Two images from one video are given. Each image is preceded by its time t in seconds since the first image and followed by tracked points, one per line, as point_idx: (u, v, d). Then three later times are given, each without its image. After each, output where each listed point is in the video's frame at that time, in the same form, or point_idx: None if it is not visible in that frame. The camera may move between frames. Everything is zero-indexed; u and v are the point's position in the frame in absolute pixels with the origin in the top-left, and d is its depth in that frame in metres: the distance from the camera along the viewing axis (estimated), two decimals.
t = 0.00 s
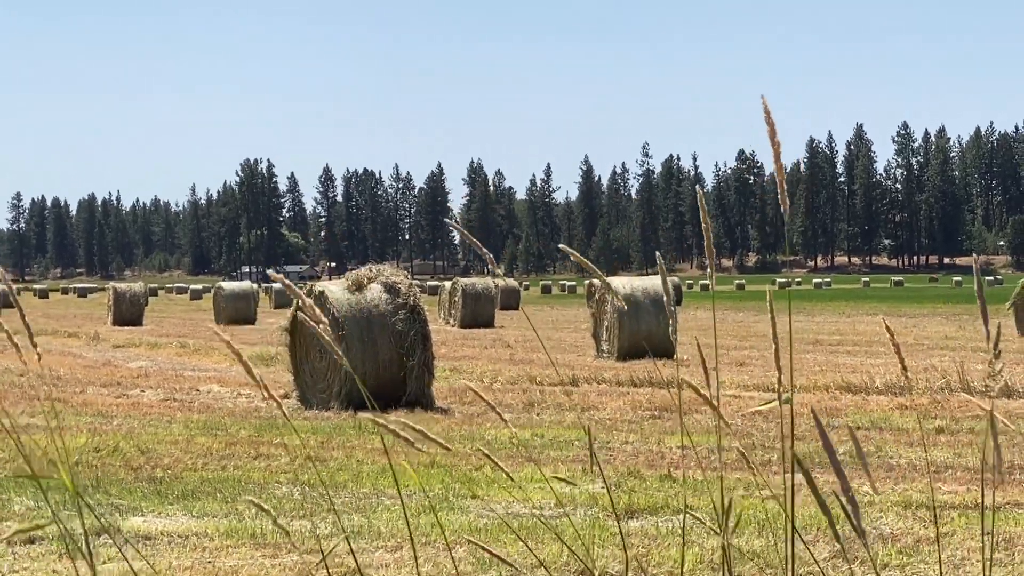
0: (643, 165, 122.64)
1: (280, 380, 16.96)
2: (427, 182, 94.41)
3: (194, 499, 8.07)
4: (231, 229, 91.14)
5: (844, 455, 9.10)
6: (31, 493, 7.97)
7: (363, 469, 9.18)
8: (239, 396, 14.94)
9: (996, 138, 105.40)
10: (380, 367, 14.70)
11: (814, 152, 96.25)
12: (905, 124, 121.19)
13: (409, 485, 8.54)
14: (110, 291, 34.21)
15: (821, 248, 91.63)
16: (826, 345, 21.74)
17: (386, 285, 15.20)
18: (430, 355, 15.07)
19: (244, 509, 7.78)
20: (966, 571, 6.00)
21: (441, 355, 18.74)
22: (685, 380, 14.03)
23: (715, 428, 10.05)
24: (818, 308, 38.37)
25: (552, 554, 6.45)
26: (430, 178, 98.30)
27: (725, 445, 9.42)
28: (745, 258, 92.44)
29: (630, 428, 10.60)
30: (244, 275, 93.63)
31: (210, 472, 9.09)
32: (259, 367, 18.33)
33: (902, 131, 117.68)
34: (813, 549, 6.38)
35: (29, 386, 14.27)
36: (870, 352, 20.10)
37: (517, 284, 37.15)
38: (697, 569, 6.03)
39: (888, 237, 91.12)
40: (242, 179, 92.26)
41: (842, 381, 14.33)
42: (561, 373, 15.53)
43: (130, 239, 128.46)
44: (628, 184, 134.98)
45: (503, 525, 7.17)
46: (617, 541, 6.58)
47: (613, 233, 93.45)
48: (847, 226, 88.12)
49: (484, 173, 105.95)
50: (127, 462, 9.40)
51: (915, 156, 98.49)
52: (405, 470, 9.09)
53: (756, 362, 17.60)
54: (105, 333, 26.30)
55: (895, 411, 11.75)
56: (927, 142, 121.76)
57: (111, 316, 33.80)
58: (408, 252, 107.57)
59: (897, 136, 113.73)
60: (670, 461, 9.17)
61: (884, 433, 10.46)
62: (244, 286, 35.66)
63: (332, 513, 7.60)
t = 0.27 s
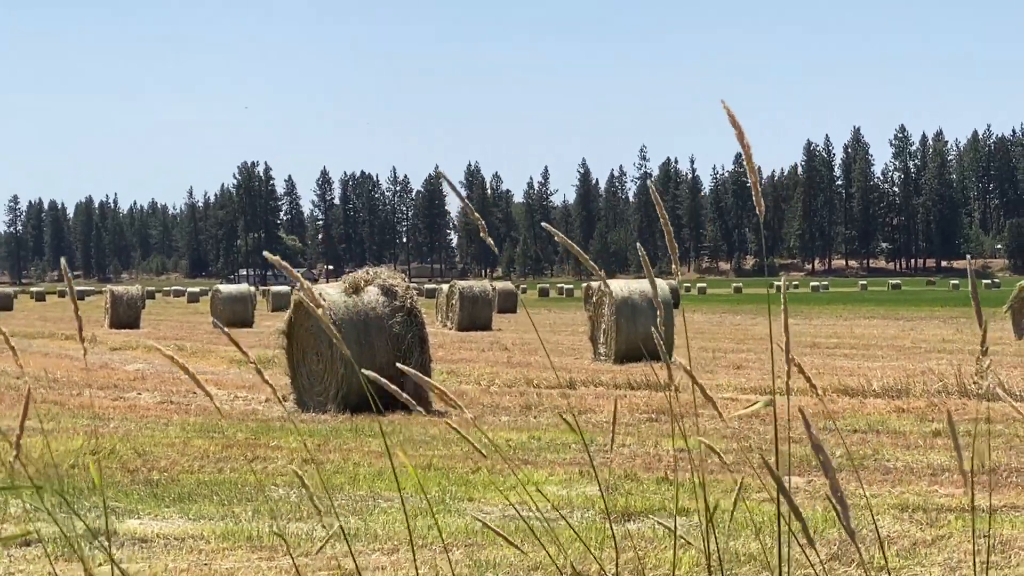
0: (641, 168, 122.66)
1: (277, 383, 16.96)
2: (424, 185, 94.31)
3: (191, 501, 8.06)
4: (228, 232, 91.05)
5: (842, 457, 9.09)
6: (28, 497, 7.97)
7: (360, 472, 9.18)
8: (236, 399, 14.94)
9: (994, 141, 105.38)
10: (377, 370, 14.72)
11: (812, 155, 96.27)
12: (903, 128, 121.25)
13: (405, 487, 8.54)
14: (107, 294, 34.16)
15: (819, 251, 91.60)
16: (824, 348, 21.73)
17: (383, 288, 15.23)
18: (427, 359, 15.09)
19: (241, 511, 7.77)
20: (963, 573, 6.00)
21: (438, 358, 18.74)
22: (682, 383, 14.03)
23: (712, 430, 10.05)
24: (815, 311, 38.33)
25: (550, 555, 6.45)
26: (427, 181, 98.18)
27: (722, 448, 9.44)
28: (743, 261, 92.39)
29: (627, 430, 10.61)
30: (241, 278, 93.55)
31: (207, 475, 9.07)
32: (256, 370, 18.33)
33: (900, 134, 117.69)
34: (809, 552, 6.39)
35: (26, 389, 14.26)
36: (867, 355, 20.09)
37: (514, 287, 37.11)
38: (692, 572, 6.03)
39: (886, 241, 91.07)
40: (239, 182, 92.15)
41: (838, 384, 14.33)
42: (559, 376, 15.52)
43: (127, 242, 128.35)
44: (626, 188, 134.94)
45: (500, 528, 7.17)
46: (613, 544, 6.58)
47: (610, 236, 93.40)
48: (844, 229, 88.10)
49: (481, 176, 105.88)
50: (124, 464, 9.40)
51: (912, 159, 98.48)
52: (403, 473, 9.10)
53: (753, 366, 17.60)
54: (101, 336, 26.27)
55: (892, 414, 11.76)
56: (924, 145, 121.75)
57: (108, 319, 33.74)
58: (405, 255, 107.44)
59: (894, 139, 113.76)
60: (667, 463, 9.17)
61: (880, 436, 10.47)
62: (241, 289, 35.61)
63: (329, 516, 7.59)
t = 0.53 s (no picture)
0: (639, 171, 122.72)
1: (274, 385, 16.95)
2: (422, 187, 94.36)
3: (188, 504, 8.05)
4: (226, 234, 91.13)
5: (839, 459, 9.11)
6: (25, 499, 7.97)
7: (358, 474, 9.18)
8: (234, 402, 14.93)
9: (991, 144, 105.51)
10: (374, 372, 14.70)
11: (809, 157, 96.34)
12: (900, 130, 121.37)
13: (403, 490, 8.54)
14: (105, 296, 34.16)
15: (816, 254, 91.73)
16: (822, 350, 21.73)
17: (381, 290, 15.22)
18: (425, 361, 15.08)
19: (237, 514, 7.77)
20: None
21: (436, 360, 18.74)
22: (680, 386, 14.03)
23: (710, 433, 10.06)
24: (814, 313, 38.32)
25: (547, 558, 6.45)
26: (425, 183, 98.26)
27: (720, 451, 9.43)
28: (740, 264, 92.48)
29: (624, 433, 10.61)
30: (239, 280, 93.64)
31: (204, 477, 9.07)
32: (254, 372, 18.32)
33: (898, 136, 117.79)
34: (807, 554, 6.40)
35: (23, 391, 14.26)
36: (865, 358, 20.09)
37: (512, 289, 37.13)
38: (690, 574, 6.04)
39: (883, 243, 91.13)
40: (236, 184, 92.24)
41: (836, 387, 14.32)
42: (557, 378, 15.52)
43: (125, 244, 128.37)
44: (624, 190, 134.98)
45: (497, 530, 7.17)
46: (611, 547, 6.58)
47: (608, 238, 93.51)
48: (842, 232, 88.19)
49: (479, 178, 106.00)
50: (121, 466, 9.40)
51: (910, 161, 98.57)
52: (401, 475, 9.09)
53: (751, 368, 17.60)
54: (99, 338, 26.24)
55: (890, 416, 11.76)
56: (922, 148, 121.82)
57: (106, 320, 33.74)
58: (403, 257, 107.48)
59: (892, 142, 113.86)
60: (664, 466, 9.17)
61: (878, 438, 10.48)
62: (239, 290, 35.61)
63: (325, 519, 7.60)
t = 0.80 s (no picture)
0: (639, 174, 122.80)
1: (274, 389, 16.95)
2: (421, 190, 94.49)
3: (188, 506, 8.05)
4: (226, 237, 91.17)
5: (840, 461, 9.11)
6: (26, 503, 8.00)
7: (358, 477, 9.18)
8: (234, 405, 14.93)
9: (991, 147, 105.61)
10: (375, 375, 14.70)
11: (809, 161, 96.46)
12: (900, 133, 121.38)
13: (404, 493, 8.53)
14: (104, 299, 34.16)
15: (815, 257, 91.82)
16: (822, 353, 21.70)
17: (381, 292, 15.19)
18: (425, 364, 15.07)
19: (239, 516, 7.77)
20: None
21: (435, 363, 18.71)
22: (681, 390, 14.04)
23: (709, 437, 10.07)
24: (813, 317, 38.29)
25: (547, 561, 6.45)
26: (424, 186, 98.44)
27: (719, 453, 9.44)
28: (740, 267, 92.63)
29: (625, 435, 10.60)
30: (239, 283, 93.73)
31: (205, 480, 9.07)
32: (253, 376, 18.33)
33: (897, 139, 117.84)
34: (809, 557, 6.41)
35: (23, 393, 14.27)
36: (865, 360, 20.08)
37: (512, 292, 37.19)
38: None
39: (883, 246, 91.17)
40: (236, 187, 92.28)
41: (837, 390, 14.30)
42: (557, 381, 15.50)
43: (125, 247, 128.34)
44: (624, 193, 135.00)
45: (499, 532, 7.18)
46: (611, 548, 6.60)
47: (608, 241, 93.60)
48: (841, 235, 88.21)
49: (478, 181, 106.15)
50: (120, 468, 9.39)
51: (909, 164, 98.59)
52: (402, 477, 9.09)
53: (750, 372, 17.60)
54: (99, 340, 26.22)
55: (889, 420, 11.76)
56: (922, 151, 121.88)
57: (105, 323, 33.73)
58: (402, 260, 107.64)
59: (892, 145, 113.97)
60: (665, 469, 9.18)
61: (879, 442, 10.47)
62: (239, 292, 35.60)
63: (326, 521, 7.60)
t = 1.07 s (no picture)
0: (641, 178, 122.79)
1: (277, 392, 16.97)
2: (424, 194, 94.55)
3: (192, 511, 8.06)
4: (228, 241, 91.23)
5: (843, 465, 9.12)
6: (30, 506, 8.01)
7: (361, 481, 9.18)
8: (237, 409, 14.94)
9: (994, 151, 105.56)
10: (379, 378, 14.71)
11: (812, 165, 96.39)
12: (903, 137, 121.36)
13: (407, 496, 8.54)
14: (107, 303, 34.17)
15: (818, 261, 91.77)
16: (825, 357, 21.72)
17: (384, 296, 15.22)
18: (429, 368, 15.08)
19: (243, 520, 7.77)
20: None
21: (439, 367, 18.71)
22: (685, 394, 14.06)
23: (713, 440, 10.07)
24: (816, 321, 38.31)
25: (552, 564, 6.46)
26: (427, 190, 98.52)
27: (723, 456, 9.45)
28: (743, 271, 92.60)
29: (629, 439, 10.60)
30: (241, 287, 93.75)
31: (209, 484, 9.08)
32: (257, 380, 18.36)
33: (900, 144, 117.81)
34: (812, 562, 6.41)
35: (26, 397, 14.29)
36: (869, 365, 20.09)
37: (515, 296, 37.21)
38: None
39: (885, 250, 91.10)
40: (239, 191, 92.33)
41: (840, 393, 14.32)
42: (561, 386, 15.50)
43: (128, 251, 128.42)
44: (626, 197, 135.02)
45: (503, 536, 7.19)
46: (616, 553, 6.62)
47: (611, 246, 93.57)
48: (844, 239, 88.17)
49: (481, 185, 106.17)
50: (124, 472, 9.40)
51: (912, 168, 98.53)
52: (405, 481, 9.10)
53: (753, 375, 17.61)
54: (101, 344, 26.24)
55: (892, 423, 11.77)
56: (924, 155, 121.95)
57: (108, 327, 33.75)
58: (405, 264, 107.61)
59: (894, 148, 113.95)
60: (668, 473, 9.18)
61: (882, 446, 10.48)
62: (241, 297, 35.62)
63: (330, 525, 7.61)
